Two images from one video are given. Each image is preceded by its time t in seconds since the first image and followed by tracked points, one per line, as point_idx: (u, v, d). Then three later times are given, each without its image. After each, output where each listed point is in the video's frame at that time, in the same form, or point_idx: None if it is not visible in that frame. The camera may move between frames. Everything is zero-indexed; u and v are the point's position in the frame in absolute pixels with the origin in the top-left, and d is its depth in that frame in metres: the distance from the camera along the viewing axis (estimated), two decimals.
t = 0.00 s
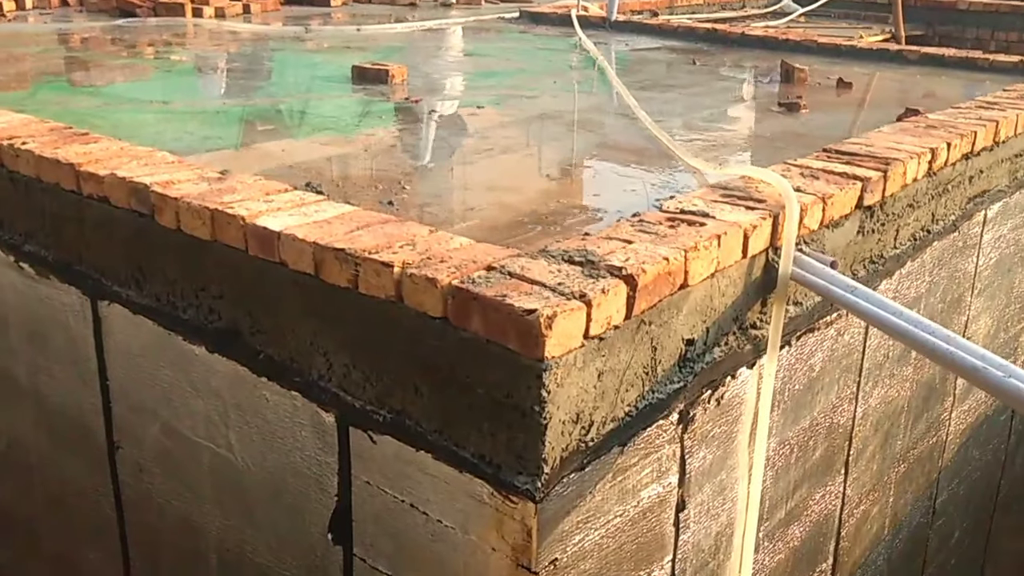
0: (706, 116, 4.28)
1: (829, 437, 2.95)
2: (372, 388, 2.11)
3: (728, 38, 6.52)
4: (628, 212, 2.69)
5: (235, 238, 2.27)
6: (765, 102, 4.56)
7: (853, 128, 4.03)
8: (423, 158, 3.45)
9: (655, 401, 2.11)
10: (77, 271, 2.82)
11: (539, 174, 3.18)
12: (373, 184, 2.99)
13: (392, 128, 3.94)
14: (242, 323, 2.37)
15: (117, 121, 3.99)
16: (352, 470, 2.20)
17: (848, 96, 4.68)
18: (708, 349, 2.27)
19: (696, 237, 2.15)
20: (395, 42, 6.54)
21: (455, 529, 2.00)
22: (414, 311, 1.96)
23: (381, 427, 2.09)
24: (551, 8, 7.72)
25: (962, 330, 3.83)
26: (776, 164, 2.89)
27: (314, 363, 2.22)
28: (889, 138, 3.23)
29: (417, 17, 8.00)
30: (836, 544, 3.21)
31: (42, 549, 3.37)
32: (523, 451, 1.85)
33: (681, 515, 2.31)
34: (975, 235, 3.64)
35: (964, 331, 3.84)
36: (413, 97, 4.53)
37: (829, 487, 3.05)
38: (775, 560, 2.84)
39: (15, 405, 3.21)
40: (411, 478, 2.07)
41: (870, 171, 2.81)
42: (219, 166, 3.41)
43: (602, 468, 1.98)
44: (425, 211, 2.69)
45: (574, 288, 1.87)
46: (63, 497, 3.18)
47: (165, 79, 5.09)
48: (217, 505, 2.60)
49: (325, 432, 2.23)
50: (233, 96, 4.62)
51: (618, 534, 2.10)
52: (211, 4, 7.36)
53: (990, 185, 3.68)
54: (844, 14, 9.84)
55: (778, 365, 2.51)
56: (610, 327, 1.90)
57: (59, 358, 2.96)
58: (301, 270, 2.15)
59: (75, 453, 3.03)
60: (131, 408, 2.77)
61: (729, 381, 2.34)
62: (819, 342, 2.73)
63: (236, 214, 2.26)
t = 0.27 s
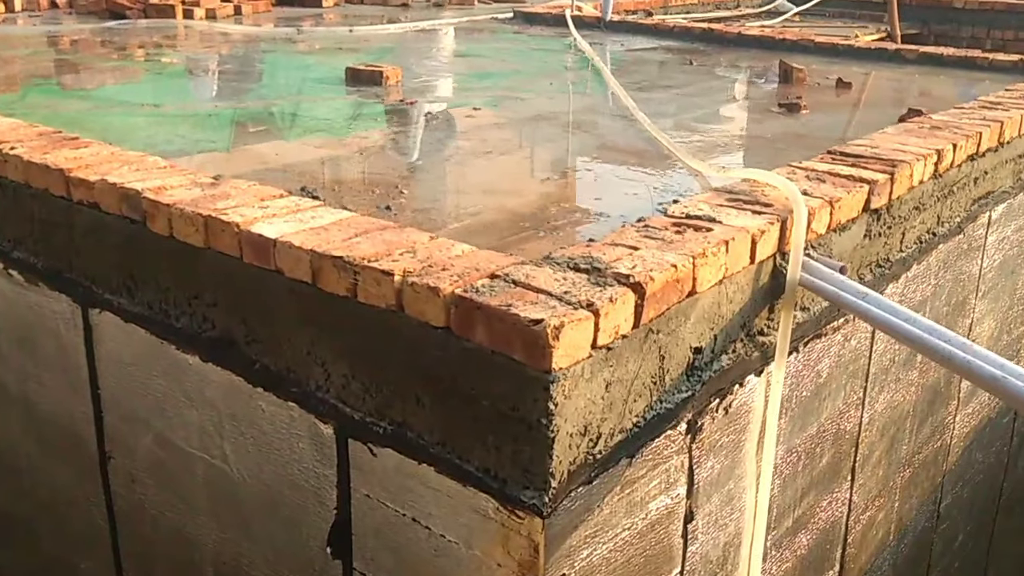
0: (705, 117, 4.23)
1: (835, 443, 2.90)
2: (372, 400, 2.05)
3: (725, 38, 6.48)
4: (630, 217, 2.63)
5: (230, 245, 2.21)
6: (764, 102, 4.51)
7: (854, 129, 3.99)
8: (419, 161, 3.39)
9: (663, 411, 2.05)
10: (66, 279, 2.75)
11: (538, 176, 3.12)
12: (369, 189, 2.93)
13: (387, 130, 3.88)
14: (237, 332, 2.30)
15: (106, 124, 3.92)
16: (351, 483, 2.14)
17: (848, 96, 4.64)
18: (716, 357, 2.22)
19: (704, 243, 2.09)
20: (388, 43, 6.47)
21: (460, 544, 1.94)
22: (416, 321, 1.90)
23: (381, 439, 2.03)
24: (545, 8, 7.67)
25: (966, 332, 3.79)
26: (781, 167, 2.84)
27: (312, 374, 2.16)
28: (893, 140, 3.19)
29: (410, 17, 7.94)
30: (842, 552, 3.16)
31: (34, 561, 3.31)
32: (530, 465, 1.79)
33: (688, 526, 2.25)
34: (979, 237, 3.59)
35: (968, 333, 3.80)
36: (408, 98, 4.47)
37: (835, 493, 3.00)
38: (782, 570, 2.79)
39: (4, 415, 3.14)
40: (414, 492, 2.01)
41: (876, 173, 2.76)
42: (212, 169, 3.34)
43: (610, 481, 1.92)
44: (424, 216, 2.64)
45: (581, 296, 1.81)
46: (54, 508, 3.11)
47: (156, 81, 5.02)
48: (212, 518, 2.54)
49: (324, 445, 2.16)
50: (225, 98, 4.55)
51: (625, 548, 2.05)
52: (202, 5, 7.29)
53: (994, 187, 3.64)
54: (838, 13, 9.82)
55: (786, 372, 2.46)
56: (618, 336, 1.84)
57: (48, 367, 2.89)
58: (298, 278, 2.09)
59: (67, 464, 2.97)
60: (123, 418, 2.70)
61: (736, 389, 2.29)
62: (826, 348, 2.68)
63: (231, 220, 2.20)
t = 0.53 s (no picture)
0: (705, 114, 4.18)
1: (842, 447, 2.85)
2: (374, 409, 2.00)
3: (722, 34, 6.44)
4: (634, 218, 2.58)
5: (226, 250, 2.15)
6: (764, 99, 4.47)
7: (856, 126, 3.94)
8: (417, 160, 3.33)
9: (672, 419, 2.01)
10: (60, 284, 2.69)
11: (538, 176, 3.07)
12: (367, 190, 2.87)
13: (382, 130, 3.82)
14: (234, 339, 2.25)
15: (98, 126, 3.86)
16: (352, 494, 2.09)
17: (848, 93, 4.59)
18: (724, 362, 2.17)
19: (712, 245, 2.05)
20: (382, 41, 6.42)
21: (464, 558, 1.89)
22: (419, 328, 1.85)
23: (383, 450, 1.98)
24: (540, 5, 7.61)
25: (970, 331, 3.75)
26: (786, 166, 2.80)
27: (311, 383, 2.11)
28: (898, 138, 3.14)
29: (404, 15, 7.87)
30: (847, 556, 3.11)
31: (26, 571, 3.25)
32: (537, 476, 1.74)
33: (696, 535, 2.21)
34: (983, 235, 3.56)
35: (972, 332, 3.76)
36: (404, 97, 4.41)
37: (841, 498, 2.96)
38: None
39: None
40: (417, 503, 1.96)
41: (884, 172, 2.72)
42: (207, 171, 3.29)
43: (618, 492, 1.88)
44: (424, 218, 2.59)
45: (590, 303, 1.77)
46: (47, 518, 3.05)
47: (148, 81, 4.96)
48: (209, 528, 2.49)
49: (325, 455, 2.11)
50: (218, 98, 4.49)
51: (633, 559, 2.00)
52: (194, 4, 7.22)
53: (999, 184, 3.60)
54: (833, 9, 9.79)
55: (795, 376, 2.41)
56: (627, 343, 1.79)
57: (41, 375, 2.83)
58: (297, 284, 2.04)
59: (60, 473, 2.91)
60: (117, 426, 2.65)
61: (745, 395, 2.24)
62: (834, 350, 2.63)
63: (228, 225, 2.14)
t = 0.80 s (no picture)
0: (701, 111, 4.13)
1: (847, 448, 2.82)
2: (374, 417, 1.95)
3: (715, 30, 6.40)
4: (635, 218, 2.53)
5: (220, 255, 2.10)
6: (760, 96, 4.43)
7: (855, 121, 3.91)
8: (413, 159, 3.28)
9: (680, 424, 1.96)
10: (48, 290, 2.63)
11: (536, 176, 3.02)
12: (363, 191, 2.82)
13: (377, 129, 3.76)
14: (230, 346, 2.20)
15: (86, 128, 3.80)
16: (353, 504, 2.04)
17: (844, 89, 4.56)
18: (731, 366, 2.13)
19: (720, 246, 2.00)
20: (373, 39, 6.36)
21: (470, 569, 1.84)
22: (421, 334, 1.80)
23: (385, 459, 1.93)
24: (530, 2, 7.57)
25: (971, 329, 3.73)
26: (788, 164, 2.76)
27: (310, 390, 2.06)
28: (900, 134, 3.11)
29: (394, 13, 7.81)
30: (852, 557, 3.08)
31: None
32: (545, 486, 1.70)
33: (704, 541, 2.17)
34: (984, 232, 3.53)
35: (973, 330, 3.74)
36: (397, 96, 4.35)
37: (846, 499, 2.93)
38: None
39: None
40: (420, 514, 1.91)
41: (888, 169, 2.68)
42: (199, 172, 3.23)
43: (627, 500, 1.83)
44: (422, 219, 2.53)
45: (597, 307, 1.72)
46: (40, 527, 2.99)
47: (135, 81, 4.88)
48: (205, 538, 2.44)
49: (324, 465, 2.06)
50: (208, 98, 4.42)
51: (642, 568, 1.95)
52: (182, 3, 7.15)
53: (999, 180, 3.57)
54: (824, 4, 9.78)
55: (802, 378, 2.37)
56: (636, 348, 1.75)
57: (31, 382, 2.77)
58: (294, 290, 1.98)
59: (52, 482, 2.85)
60: (110, 435, 2.59)
61: (752, 398, 2.20)
62: (839, 351, 2.60)
63: (222, 229, 2.09)
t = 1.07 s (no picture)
0: (695, 120, 4.09)
1: (850, 462, 2.77)
2: (371, 436, 1.88)
3: (704, 40, 6.38)
4: (634, 230, 2.48)
5: (210, 269, 2.03)
6: (753, 105, 4.39)
7: (850, 130, 3.88)
8: (404, 169, 3.22)
9: (686, 441, 1.91)
10: (32, 305, 2.56)
11: (531, 186, 2.96)
12: (355, 201, 2.76)
13: (367, 139, 3.70)
14: (220, 362, 2.13)
15: (70, 138, 3.72)
16: (349, 525, 1.98)
17: (837, 98, 4.53)
18: (736, 380, 2.08)
19: (725, 259, 1.95)
20: (360, 49, 6.30)
21: None
22: (420, 351, 1.74)
23: (383, 479, 1.87)
24: (518, 12, 7.53)
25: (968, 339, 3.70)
26: (788, 174, 2.71)
27: (303, 409, 1.99)
28: (898, 144, 3.07)
29: (380, 23, 7.75)
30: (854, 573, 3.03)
31: None
32: (550, 507, 1.64)
33: (710, 561, 2.11)
34: (982, 242, 3.50)
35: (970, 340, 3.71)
36: (387, 105, 4.29)
37: (848, 514, 2.88)
38: None
39: None
40: (420, 536, 1.85)
41: (889, 180, 2.65)
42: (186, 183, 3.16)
43: (635, 520, 1.77)
44: (416, 231, 2.47)
45: (602, 322, 1.66)
46: (23, 548, 2.91)
47: (119, 91, 4.81)
48: (195, 560, 2.36)
49: (319, 485, 1.99)
50: (193, 108, 4.35)
51: None
52: (166, 13, 7.07)
53: (996, 190, 3.54)
54: (810, 14, 9.79)
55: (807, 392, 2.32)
56: (642, 364, 1.70)
57: (14, 399, 2.69)
58: (286, 305, 1.92)
59: (36, 502, 2.77)
60: (96, 453, 2.51)
61: (758, 413, 2.15)
62: (842, 364, 2.55)
63: (211, 242, 2.02)
